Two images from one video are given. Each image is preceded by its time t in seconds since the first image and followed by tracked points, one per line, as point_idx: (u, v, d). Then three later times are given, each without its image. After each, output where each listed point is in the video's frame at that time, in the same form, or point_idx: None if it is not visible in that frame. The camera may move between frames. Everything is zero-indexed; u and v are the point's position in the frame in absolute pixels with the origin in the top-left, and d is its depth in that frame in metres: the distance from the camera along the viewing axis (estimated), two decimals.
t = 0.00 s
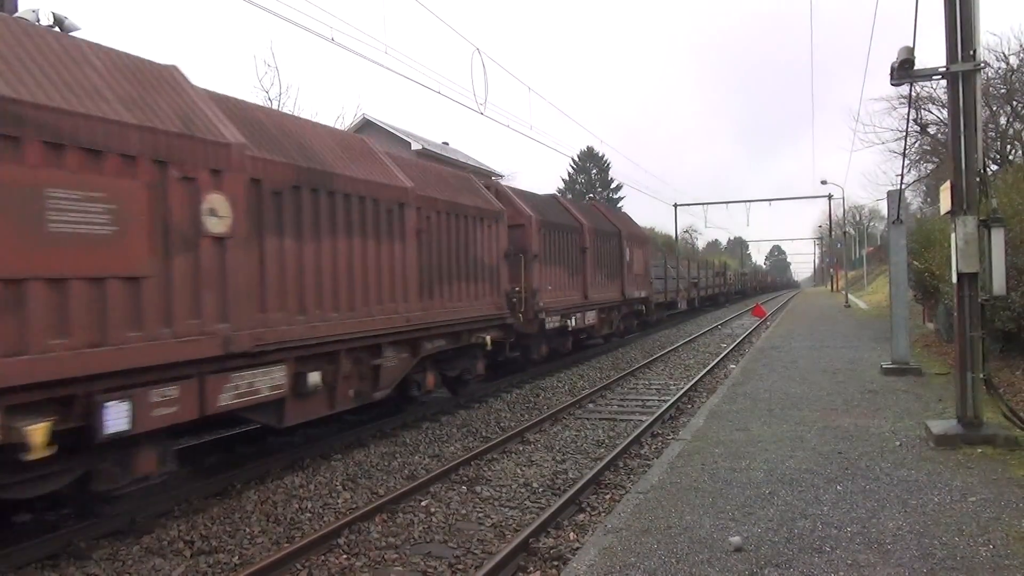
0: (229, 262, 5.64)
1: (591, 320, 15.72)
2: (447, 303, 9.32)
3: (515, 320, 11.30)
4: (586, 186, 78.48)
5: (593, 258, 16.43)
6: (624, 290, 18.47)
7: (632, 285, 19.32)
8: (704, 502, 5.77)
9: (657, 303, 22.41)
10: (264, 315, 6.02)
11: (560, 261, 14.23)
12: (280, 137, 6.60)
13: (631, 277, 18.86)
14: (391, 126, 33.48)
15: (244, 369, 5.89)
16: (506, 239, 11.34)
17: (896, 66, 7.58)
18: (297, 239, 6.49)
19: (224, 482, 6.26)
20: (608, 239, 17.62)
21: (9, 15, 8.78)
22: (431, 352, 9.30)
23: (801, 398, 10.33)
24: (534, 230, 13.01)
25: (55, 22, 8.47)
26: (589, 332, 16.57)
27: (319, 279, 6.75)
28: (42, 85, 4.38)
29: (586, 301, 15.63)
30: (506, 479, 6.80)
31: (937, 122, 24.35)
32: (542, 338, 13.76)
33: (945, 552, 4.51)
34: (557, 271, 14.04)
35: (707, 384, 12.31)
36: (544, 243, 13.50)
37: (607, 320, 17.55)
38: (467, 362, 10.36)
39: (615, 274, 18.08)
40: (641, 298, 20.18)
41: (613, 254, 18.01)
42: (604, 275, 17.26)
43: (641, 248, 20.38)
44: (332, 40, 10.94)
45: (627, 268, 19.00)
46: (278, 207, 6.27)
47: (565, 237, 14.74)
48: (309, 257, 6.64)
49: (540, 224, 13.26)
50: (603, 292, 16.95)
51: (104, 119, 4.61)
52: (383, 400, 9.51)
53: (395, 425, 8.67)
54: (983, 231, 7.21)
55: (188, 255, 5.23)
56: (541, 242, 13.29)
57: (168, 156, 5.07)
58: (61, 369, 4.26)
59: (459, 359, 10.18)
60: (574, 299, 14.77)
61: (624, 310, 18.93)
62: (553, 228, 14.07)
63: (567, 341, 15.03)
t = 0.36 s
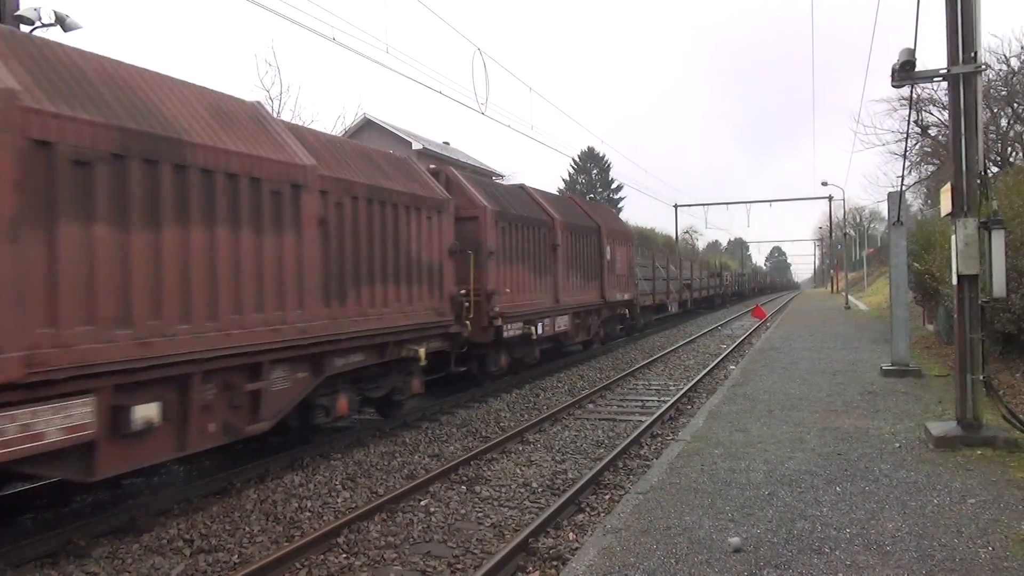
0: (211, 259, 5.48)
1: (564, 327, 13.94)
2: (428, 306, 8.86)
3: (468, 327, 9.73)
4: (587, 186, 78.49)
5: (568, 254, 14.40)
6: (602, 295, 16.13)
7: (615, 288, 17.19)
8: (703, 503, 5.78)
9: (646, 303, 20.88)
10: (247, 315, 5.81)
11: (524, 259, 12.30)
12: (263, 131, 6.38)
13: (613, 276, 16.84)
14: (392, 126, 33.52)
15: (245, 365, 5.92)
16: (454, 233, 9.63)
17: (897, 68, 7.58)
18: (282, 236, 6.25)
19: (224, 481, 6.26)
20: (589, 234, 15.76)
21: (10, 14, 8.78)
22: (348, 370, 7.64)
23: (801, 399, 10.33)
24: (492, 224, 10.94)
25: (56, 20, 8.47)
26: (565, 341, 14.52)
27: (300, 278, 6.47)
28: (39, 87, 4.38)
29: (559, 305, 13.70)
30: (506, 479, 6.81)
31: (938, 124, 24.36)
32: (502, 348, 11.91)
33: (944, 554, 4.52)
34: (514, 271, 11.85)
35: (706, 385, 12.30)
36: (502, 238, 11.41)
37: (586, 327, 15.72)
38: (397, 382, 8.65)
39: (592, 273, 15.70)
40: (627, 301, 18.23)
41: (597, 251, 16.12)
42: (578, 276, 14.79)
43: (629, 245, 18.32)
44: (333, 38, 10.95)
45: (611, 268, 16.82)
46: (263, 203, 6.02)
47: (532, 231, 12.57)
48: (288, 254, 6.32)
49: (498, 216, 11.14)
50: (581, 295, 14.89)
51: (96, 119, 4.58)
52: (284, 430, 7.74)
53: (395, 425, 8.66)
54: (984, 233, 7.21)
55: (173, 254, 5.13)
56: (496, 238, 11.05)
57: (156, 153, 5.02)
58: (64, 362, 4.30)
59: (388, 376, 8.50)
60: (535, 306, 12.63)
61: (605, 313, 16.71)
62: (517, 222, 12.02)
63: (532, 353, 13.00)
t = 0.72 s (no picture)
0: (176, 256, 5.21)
1: (526, 336, 11.76)
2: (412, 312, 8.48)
3: (395, 339, 7.96)
4: (587, 186, 78.50)
5: (533, 252, 12.02)
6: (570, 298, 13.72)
7: (596, 289, 15.30)
8: (703, 502, 5.79)
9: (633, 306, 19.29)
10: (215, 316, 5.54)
11: (475, 257, 10.18)
12: (229, 126, 6.05)
13: (583, 279, 14.24)
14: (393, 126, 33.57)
15: (246, 365, 5.93)
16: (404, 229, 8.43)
17: (897, 67, 7.58)
18: (246, 234, 5.95)
19: (225, 480, 6.26)
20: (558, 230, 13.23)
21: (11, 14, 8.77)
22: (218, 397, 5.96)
23: (801, 399, 10.33)
24: (435, 215, 9.04)
25: (56, 20, 8.46)
26: (535, 350, 12.42)
27: (264, 275, 6.14)
28: None
29: (518, 310, 11.48)
30: (506, 478, 6.80)
31: (938, 123, 24.37)
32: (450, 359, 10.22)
33: (944, 553, 4.52)
34: (455, 271, 9.59)
35: (706, 384, 12.30)
36: (443, 232, 9.32)
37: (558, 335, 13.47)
38: (292, 410, 6.83)
39: (569, 272, 13.74)
40: (605, 303, 15.95)
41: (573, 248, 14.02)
42: (535, 278, 12.07)
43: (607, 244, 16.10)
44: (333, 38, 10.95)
45: (580, 266, 14.21)
46: (227, 199, 5.75)
47: (464, 223, 9.92)
48: (250, 251, 5.99)
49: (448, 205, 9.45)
50: (543, 302, 12.39)
51: (60, 111, 4.38)
52: (125, 481, 5.81)
53: (395, 425, 8.66)
54: (984, 232, 7.21)
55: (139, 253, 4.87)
56: (440, 231, 9.24)
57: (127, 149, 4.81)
58: (21, 367, 4.06)
59: (281, 403, 6.71)
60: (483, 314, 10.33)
61: (585, 315, 14.78)
62: (473, 214, 10.14)
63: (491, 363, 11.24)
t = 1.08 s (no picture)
0: (127, 249, 4.90)
1: (479, 345, 9.91)
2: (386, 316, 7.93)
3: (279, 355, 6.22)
4: (587, 185, 78.53)
5: (490, 246, 10.31)
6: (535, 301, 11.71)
7: (569, 290, 13.49)
8: (703, 501, 5.79)
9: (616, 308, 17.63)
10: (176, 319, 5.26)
11: (404, 252, 8.32)
12: (170, 115, 5.50)
13: (551, 278, 12.43)
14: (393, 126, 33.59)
15: (246, 365, 5.93)
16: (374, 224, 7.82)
17: (897, 66, 7.58)
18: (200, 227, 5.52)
19: (225, 480, 6.27)
20: (519, 223, 11.40)
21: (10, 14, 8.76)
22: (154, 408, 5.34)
23: (801, 397, 10.34)
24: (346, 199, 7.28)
25: (56, 20, 8.45)
26: (491, 361, 10.59)
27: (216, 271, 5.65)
28: None
29: (467, 314, 9.61)
30: (507, 477, 6.81)
31: (938, 121, 24.36)
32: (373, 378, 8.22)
33: (943, 551, 4.52)
34: (377, 269, 7.80)
35: (706, 383, 12.32)
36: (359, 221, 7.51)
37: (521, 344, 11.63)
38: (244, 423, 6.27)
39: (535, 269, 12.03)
40: (580, 305, 14.12)
41: (538, 244, 12.18)
42: (489, 277, 10.28)
43: (581, 241, 14.29)
44: (332, 38, 10.95)
45: (548, 264, 12.40)
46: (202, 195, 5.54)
47: (390, 210, 8.09)
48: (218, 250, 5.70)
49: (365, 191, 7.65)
50: (501, 305, 10.55)
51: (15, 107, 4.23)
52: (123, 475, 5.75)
53: (395, 424, 8.67)
54: (984, 230, 7.21)
55: (87, 248, 4.61)
56: (355, 221, 7.44)
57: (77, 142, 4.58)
58: None
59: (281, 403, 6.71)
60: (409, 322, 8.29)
61: (556, 319, 12.97)
62: (402, 201, 8.30)
63: (435, 376, 9.47)
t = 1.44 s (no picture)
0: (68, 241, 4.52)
1: (409, 359, 8.34)
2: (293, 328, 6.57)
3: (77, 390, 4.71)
4: (586, 185, 78.57)
5: (425, 240, 8.70)
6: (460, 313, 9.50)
7: (531, 292, 11.81)
8: (703, 500, 5.79)
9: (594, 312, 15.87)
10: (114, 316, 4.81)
11: (295, 245, 6.65)
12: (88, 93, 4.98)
13: (505, 278, 10.80)
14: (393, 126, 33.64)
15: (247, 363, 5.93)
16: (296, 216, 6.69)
17: (896, 64, 7.57)
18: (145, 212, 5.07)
19: (225, 480, 6.27)
20: (463, 213, 9.72)
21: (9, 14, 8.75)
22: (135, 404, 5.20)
23: (801, 396, 10.35)
24: (208, 177, 5.69)
25: (56, 20, 8.44)
26: (428, 377, 9.10)
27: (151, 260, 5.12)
28: None
29: (393, 322, 7.96)
30: (507, 476, 6.81)
31: (937, 120, 24.36)
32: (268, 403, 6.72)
33: (943, 550, 4.52)
34: (256, 268, 6.18)
35: (706, 382, 12.33)
36: (227, 205, 5.87)
37: (467, 358, 10.04)
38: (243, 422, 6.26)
39: (489, 269, 10.45)
40: (546, 309, 12.48)
41: (489, 241, 10.51)
42: (421, 277, 8.63)
43: (551, 237, 12.81)
44: (332, 38, 10.96)
45: (502, 262, 10.78)
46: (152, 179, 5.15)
47: (274, 192, 6.42)
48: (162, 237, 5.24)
49: (235, 170, 5.95)
50: (436, 311, 8.89)
51: None
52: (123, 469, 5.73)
53: (395, 424, 8.67)
54: (984, 229, 7.21)
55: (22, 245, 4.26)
56: (225, 204, 5.84)
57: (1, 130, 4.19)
58: None
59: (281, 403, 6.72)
60: (304, 335, 6.66)
61: (517, 325, 11.45)
62: (298, 183, 6.65)
63: (356, 399, 7.88)
